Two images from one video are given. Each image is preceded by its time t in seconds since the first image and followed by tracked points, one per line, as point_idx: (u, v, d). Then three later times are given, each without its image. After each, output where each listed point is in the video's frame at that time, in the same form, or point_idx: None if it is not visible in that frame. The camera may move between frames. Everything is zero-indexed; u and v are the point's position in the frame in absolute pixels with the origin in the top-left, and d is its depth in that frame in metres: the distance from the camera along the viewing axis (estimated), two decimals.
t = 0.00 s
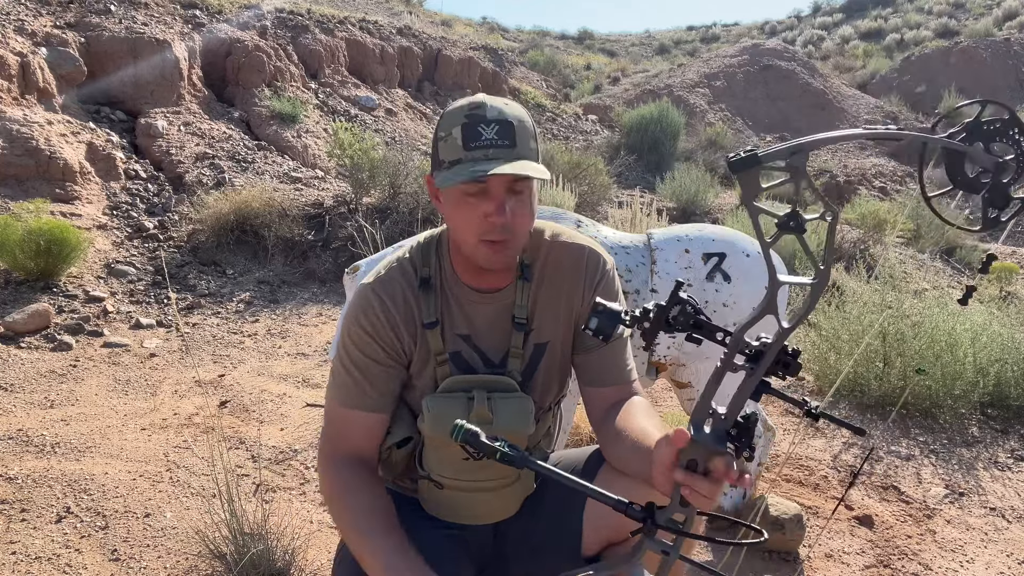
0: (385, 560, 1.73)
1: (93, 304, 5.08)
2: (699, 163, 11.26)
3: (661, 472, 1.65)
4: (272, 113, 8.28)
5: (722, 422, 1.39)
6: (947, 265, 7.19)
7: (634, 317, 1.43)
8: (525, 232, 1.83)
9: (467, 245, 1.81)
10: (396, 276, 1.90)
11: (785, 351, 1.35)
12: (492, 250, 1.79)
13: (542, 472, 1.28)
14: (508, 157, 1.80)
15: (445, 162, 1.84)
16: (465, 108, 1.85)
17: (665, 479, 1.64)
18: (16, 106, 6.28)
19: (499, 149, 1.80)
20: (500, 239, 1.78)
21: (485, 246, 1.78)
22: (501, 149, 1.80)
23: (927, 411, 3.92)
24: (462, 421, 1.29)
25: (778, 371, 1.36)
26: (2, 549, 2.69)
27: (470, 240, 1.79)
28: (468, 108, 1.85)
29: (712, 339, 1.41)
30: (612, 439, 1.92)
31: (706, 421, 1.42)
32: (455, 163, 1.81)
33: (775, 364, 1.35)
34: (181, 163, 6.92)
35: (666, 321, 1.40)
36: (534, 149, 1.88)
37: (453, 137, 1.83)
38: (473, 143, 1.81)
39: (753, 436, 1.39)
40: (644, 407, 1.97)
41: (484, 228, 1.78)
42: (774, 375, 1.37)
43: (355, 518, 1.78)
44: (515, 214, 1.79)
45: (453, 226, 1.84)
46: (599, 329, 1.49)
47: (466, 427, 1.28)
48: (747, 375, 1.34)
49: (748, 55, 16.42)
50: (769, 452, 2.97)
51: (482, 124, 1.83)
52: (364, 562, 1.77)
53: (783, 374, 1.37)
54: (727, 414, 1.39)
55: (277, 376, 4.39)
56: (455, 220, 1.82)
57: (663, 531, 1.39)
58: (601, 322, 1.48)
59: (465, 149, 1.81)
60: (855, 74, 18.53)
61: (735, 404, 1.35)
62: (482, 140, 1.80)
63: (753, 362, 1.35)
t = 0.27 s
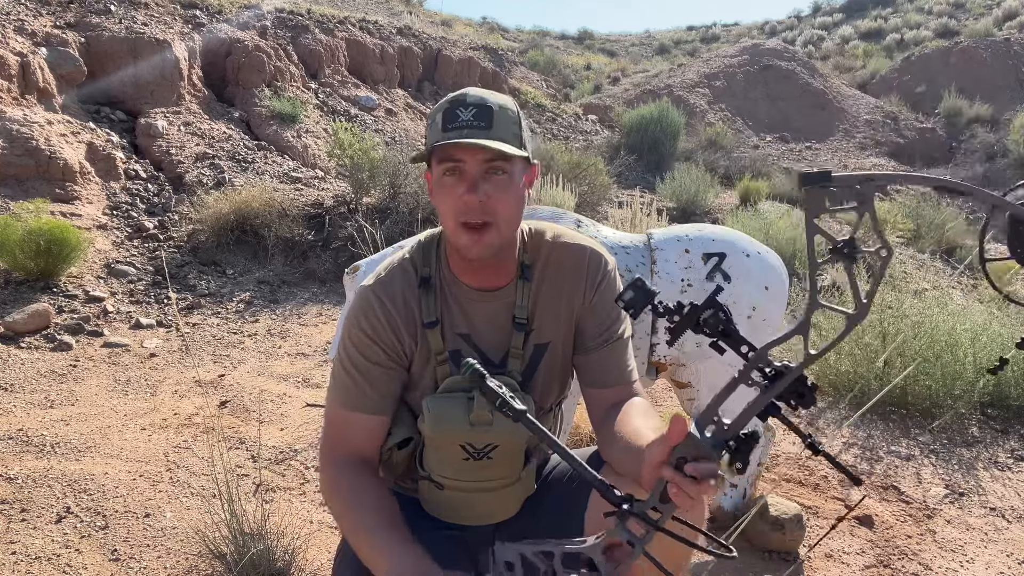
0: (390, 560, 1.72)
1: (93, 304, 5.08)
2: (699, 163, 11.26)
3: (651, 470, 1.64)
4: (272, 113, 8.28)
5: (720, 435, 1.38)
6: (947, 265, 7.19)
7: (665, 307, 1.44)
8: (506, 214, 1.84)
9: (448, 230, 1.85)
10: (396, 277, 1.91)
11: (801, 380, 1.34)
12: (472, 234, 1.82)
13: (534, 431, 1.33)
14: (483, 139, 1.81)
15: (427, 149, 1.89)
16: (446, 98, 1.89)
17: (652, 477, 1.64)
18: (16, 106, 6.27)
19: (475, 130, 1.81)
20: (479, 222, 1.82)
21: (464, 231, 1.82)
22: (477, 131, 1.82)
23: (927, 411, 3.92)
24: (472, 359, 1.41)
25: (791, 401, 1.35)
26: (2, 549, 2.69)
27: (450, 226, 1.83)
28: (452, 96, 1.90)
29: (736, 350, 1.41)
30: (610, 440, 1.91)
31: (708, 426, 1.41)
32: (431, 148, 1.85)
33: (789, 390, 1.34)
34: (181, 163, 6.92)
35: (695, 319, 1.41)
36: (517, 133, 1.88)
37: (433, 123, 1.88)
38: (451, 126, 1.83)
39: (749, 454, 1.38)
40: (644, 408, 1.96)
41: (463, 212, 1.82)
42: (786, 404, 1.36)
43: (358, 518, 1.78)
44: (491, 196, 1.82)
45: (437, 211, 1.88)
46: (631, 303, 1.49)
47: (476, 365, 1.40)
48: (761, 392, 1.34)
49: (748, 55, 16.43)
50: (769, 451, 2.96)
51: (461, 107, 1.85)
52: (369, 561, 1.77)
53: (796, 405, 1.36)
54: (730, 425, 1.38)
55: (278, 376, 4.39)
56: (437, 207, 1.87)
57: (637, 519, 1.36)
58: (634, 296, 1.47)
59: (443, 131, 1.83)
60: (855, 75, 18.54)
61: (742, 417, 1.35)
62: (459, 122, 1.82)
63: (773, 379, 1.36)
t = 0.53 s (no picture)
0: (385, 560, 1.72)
1: (93, 304, 5.08)
2: (700, 163, 11.26)
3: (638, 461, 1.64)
4: (272, 113, 8.28)
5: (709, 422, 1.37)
6: (947, 265, 7.19)
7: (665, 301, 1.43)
8: (508, 212, 1.83)
9: (449, 228, 1.84)
10: (397, 277, 1.91)
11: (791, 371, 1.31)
12: (474, 231, 1.81)
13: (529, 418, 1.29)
14: (487, 137, 1.81)
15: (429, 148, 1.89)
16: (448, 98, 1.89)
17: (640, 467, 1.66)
18: (16, 106, 6.27)
19: (478, 129, 1.82)
20: (481, 219, 1.81)
21: (466, 228, 1.81)
22: (480, 130, 1.82)
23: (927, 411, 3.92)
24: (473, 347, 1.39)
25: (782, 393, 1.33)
26: (2, 549, 2.69)
27: (451, 222, 1.83)
28: (456, 95, 1.90)
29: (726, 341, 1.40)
30: (609, 440, 1.90)
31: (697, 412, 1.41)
32: (434, 145, 1.85)
33: (777, 381, 1.32)
34: (182, 163, 6.93)
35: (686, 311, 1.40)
36: (519, 133, 1.88)
37: (436, 122, 1.88)
38: (454, 124, 1.83)
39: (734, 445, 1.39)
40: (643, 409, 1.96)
41: (465, 210, 1.81)
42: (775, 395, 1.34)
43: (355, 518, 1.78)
44: (493, 194, 1.82)
45: (439, 210, 1.88)
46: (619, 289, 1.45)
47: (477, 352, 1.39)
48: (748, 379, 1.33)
49: (748, 55, 16.43)
50: (769, 451, 2.96)
51: (463, 106, 1.85)
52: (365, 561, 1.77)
53: (786, 398, 1.34)
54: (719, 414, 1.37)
55: (277, 376, 4.39)
56: (439, 204, 1.87)
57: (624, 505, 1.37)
58: (623, 278, 1.44)
59: (446, 129, 1.83)
60: (855, 75, 18.55)
61: (729, 406, 1.34)
62: (462, 121, 1.83)
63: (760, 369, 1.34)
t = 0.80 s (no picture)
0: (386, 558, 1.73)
1: (93, 304, 5.08)
2: (700, 163, 11.26)
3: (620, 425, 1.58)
4: (272, 113, 8.28)
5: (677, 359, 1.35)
6: (947, 265, 7.20)
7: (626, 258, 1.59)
8: (503, 202, 1.84)
9: (446, 222, 1.85)
10: (395, 278, 1.91)
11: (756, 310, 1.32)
12: (470, 222, 1.82)
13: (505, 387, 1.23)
14: (478, 128, 1.81)
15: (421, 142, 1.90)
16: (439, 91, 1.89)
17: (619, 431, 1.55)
18: (16, 106, 6.27)
19: (468, 120, 1.81)
20: (477, 210, 1.82)
21: (462, 221, 1.82)
22: (472, 122, 1.81)
23: (927, 411, 3.92)
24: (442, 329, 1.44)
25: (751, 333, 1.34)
26: (2, 549, 2.69)
27: (448, 216, 1.84)
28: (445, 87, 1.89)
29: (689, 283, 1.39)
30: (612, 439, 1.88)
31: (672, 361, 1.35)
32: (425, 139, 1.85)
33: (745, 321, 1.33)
34: (181, 163, 6.93)
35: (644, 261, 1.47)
36: (510, 122, 1.88)
37: (427, 116, 1.88)
38: (445, 117, 1.83)
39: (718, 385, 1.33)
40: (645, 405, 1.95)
41: (461, 202, 1.82)
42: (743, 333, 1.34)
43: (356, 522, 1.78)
44: (487, 184, 1.83)
45: (435, 204, 1.89)
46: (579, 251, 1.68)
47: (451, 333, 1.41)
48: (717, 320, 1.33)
49: (748, 55, 16.44)
50: (769, 452, 2.97)
51: (453, 98, 1.85)
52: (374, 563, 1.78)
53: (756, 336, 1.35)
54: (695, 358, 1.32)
55: (278, 376, 4.39)
56: (434, 197, 1.88)
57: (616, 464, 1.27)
58: (579, 240, 1.67)
59: (437, 122, 1.83)
60: (855, 75, 18.56)
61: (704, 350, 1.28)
62: (452, 113, 1.83)
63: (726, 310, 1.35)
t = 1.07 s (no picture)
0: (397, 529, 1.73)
1: (93, 304, 5.08)
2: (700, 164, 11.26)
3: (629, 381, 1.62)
4: (272, 113, 8.28)
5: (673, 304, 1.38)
6: (947, 265, 7.20)
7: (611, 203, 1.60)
8: (497, 196, 1.85)
9: (441, 218, 1.87)
10: (395, 275, 1.92)
11: (744, 234, 1.35)
12: (464, 216, 1.84)
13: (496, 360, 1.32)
14: (470, 122, 1.82)
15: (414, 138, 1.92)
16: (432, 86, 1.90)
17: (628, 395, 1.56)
18: (16, 106, 6.27)
19: (460, 114, 1.82)
20: (470, 204, 1.83)
21: (456, 216, 1.84)
22: (464, 117, 1.82)
23: (927, 411, 3.91)
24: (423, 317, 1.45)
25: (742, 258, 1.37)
26: (2, 549, 2.69)
27: (442, 211, 1.86)
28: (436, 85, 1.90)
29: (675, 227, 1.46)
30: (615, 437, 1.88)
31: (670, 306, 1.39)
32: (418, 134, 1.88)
33: (738, 249, 1.36)
34: (181, 163, 6.92)
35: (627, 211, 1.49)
36: (502, 116, 1.89)
37: (419, 111, 1.90)
38: (436, 113, 1.84)
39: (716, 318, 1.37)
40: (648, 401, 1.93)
41: (454, 196, 1.84)
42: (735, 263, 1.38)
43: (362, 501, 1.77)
44: (480, 178, 1.84)
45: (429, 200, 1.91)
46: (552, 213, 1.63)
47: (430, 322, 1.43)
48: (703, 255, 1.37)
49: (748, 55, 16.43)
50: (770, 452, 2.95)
51: (444, 94, 1.85)
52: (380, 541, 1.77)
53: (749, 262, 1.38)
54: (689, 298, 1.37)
55: (277, 376, 4.39)
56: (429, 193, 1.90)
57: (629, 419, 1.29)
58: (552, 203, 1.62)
59: (429, 119, 1.85)
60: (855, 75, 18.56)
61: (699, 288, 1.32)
62: (444, 107, 1.83)
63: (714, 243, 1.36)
